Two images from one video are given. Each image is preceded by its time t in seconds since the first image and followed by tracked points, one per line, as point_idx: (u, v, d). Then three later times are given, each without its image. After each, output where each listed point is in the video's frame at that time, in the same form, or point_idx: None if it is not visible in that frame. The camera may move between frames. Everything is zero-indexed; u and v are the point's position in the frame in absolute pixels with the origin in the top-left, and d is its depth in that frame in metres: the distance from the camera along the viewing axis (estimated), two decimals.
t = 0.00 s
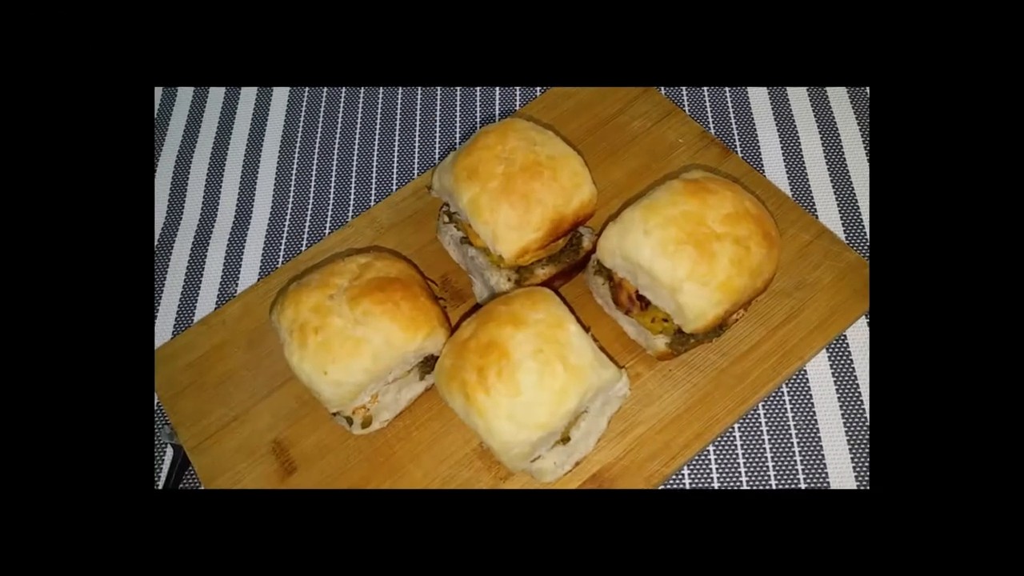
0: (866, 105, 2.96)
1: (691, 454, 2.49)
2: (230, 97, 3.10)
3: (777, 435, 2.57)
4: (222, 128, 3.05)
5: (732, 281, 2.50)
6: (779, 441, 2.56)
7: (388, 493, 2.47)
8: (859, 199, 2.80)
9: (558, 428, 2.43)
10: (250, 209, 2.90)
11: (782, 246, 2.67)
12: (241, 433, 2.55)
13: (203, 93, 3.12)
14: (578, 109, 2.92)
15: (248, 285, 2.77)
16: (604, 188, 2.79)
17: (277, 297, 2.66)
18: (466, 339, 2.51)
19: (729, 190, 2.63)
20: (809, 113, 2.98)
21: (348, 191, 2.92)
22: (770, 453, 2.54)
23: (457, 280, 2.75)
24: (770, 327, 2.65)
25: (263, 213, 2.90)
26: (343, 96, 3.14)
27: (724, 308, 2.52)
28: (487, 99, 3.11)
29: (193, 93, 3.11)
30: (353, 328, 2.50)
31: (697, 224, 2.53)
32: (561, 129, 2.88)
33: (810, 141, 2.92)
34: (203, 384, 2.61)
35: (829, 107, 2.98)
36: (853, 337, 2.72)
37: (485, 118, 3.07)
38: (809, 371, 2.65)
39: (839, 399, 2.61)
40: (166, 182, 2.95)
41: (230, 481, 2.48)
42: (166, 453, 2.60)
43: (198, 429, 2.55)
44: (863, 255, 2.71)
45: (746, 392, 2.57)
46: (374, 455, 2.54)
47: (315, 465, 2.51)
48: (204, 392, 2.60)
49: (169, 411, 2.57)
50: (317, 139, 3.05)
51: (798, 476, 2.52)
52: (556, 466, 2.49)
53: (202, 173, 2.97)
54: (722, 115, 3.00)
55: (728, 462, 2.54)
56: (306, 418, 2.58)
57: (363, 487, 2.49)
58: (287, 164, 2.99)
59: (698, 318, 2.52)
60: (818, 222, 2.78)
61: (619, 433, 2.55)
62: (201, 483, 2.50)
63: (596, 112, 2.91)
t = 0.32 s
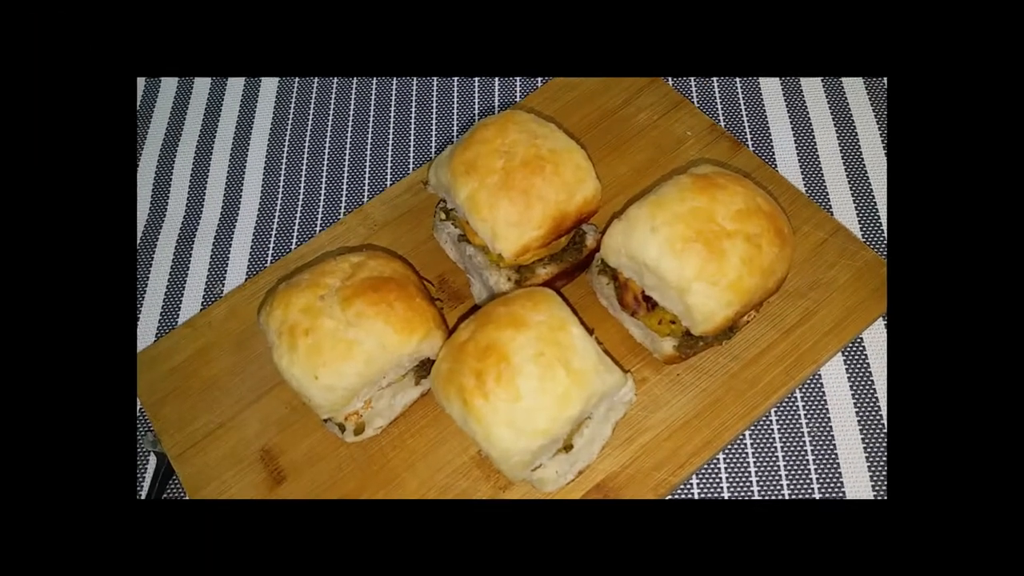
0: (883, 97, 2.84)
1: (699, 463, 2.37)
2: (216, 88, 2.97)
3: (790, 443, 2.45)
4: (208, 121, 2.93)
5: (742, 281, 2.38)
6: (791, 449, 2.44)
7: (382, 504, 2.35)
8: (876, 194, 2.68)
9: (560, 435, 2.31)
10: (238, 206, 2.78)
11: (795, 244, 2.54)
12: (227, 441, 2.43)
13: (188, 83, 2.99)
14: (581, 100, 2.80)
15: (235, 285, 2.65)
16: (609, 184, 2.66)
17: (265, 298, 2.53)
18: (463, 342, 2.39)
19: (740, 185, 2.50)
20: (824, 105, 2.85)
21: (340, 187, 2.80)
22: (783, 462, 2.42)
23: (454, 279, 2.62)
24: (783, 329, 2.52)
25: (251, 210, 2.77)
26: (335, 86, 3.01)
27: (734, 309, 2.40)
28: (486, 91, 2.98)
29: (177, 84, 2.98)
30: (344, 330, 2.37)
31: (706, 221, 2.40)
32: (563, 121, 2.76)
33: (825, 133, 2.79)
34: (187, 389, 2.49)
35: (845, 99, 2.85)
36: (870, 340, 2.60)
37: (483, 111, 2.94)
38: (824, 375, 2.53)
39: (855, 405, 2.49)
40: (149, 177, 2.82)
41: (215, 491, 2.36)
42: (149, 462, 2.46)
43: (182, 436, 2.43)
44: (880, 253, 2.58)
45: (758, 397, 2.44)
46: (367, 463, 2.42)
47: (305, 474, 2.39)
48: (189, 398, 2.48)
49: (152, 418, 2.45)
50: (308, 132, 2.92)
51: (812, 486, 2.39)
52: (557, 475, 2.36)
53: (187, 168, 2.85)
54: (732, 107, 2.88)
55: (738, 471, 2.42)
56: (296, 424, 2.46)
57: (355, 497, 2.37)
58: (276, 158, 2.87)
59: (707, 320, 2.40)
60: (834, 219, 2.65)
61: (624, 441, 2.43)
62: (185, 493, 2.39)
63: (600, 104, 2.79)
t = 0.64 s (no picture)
0: (901, 88, 2.72)
1: (708, 470, 2.26)
2: (202, 78, 2.85)
3: (803, 449, 2.34)
4: (194, 113, 2.81)
5: (753, 280, 2.27)
6: (804, 456, 2.33)
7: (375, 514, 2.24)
8: (893, 189, 2.56)
9: (562, 441, 2.20)
10: (225, 202, 2.67)
11: (808, 242, 2.43)
12: (213, 448, 2.32)
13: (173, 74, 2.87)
14: (585, 91, 2.69)
15: (222, 284, 2.54)
16: (614, 178, 2.55)
17: (253, 299, 2.42)
18: (461, 344, 2.28)
19: (750, 180, 2.39)
20: (838, 96, 2.74)
21: (332, 182, 2.69)
22: (795, 469, 2.32)
23: (451, 279, 2.51)
24: (795, 330, 2.41)
25: (239, 206, 2.66)
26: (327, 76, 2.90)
27: (745, 310, 2.29)
28: (484, 82, 2.87)
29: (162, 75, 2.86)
30: (336, 332, 2.26)
31: (715, 218, 2.29)
32: (566, 113, 2.65)
33: (839, 125, 2.68)
34: (172, 393, 2.38)
35: (860, 90, 2.74)
36: (886, 342, 2.49)
37: (481, 103, 2.83)
38: (838, 378, 2.42)
39: (870, 409, 2.39)
40: (133, 172, 2.71)
41: (201, 501, 2.26)
42: (132, 470, 2.36)
43: (167, 443, 2.32)
44: (897, 251, 2.47)
45: (769, 402, 2.33)
46: (360, 471, 2.31)
47: (295, 482, 2.29)
48: (174, 403, 2.37)
49: (135, 424, 2.35)
50: (298, 125, 2.81)
51: (825, 495, 2.28)
52: (560, 484, 2.25)
53: (172, 162, 2.73)
54: (742, 98, 2.76)
55: (749, 479, 2.31)
56: (285, 431, 2.35)
57: (347, 507, 2.26)
58: (265, 152, 2.76)
59: (716, 321, 2.29)
60: (848, 216, 2.54)
61: (629, 447, 2.32)
62: (170, 503, 2.28)
63: (604, 95, 2.67)
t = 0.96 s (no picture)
0: (918, 79, 2.62)
1: (717, 479, 2.16)
2: (188, 70, 2.75)
3: (815, 457, 2.24)
4: (180, 106, 2.71)
5: (764, 280, 2.17)
6: (817, 464, 2.23)
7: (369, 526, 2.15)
8: (910, 185, 2.46)
9: (565, 449, 2.10)
10: (212, 199, 2.57)
11: (821, 240, 2.33)
12: (200, 455, 2.22)
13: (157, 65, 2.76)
14: (588, 82, 2.58)
15: (210, 284, 2.44)
16: (618, 173, 2.45)
17: (241, 300, 2.32)
18: (459, 347, 2.17)
19: (761, 175, 2.29)
20: (853, 87, 2.63)
21: (324, 178, 2.59)
22: (808, 478, 2.22)
23: (449, 279, 2.41)
24: (808, 332, 2.31)
25: (226, 203, 2.56)
26: (318, 68, 2.79)
27: (755, 311, 2.19)
28: (483, 73, 2.77)
29: (146, 66, 2.76)
30: (328, 334, 2.16)
31: (724, 215, 2.19)
32: (569, 105, 2.55)
33: (853, 118, 2.58)
34: (157, 399, 2.28)
35: (876, 82, 2.63)
36: (902, 344, 2.38)
37: (480, 95, 2.73)
38: (853, 383, 2.32)
39: (886, 415, 2.28)
40: (116, 168, 2.61)
41: (187, 511, 2.16)
42: (115, 479, 2.26)
43: (151, 450, 2.22)
44: (914, 250, 2.36)
45: (780, 408, 2.23)
46: (353, 480, 2.21)
47: (285, 491, 2.19)
48: (159, 409, 2.27)
49: (118, 430, 2.25)
50: (288, 118, 2.70)
51: (839, 505, 2.18)
52: (562, 493, 2.15)
53: (157, 157, 2.63)
54: (752, 89, 2.66)
55: (759, 488, 2.21)
56: (275, 438, 2.25)
57: (340, 518, 2.16)
58: (254, 146, 2.65)
59: (726, 323, 2.19)
60: (863, 213, 2.43)
61: (635, 455, 2.22)
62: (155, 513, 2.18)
63: (608, 87, 2.57)
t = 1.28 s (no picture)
0: (935, 71, 2.52)
1: (727, 487, 2.07)
2: (174, 60, 2.66)
3: (829, 463, 2.15)
4: (166, 98, 2.62)
5: (775, 279, 2.08)
6: (831, 471, 2.14)
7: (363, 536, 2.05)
8: (928, 180, 2.36)
9: (568, 455, 2.01)
10: (200, 195, 2.48)
11: (835, 238, 2.23)
12: (187, 462, 2.13)
13: (143, 57, 2.67)
14: (592, 73, 2.49)
15: (198, 282, 2.35)
16: (623, 168, 2.36)
17: (231, 300, 2.23)
18: (457, 349, 2.08)
19: (772, 170, 2.19)
20: (868, 78, 2.54)
21: (317, 172, 2.49)
22: (822, 486, 2.12)
23: (447, 278, 2.32)
24: (822, 334, 2.21)
25: (215, 199, 2.47)
26: (311, 60, 2.70)
27: (767, 312, 2.10)
28: (482, 64, 2.67)
29: (131, 58, 2.67)
30: (321, 336, 2.07)
31: (734, 211, 2.10)
32: (572, 98, 2.45)
33: (868, 111, 2.48)
34: (142, 403, 2.19)
35: (892, 73, 2.54)
36: (919, 346, 2.29)
37: (479, 87, 2.63)
38: (868, 386, 2.23)
39: (903, 420, 2.19)
40: (100, 163, 2.52)
41: (174, 520, 2.07)
42: (98, 486, 2.17)
43: (136, 456, 2.13)
44: (932, 249, 2.27)
45: (792, 412, 2.13)
46: (347, 487, 2.12)
47: (276, 499, 2.10)
48: (145, 413, 2.18)
49: (102, 436, 2.15)
50: (279, 111, 2.61)
51: (854, 513, 2.09)
52: (564, 501, 2.06)
53: (142, 152, 2.54)
54: (763, 80, 2.57)
55: (770, 496, 2.12)
56: (265, 444, 2.16)
57: (333, 527, 2.07)
58: (244, 140, 2.56)
59: (736, 324, 2.09)
60: (879, 209, 2.34)
61: (640, 461, 2.12)
62: (140, 521, 2.09)
63: (613, 78, 2.48)
